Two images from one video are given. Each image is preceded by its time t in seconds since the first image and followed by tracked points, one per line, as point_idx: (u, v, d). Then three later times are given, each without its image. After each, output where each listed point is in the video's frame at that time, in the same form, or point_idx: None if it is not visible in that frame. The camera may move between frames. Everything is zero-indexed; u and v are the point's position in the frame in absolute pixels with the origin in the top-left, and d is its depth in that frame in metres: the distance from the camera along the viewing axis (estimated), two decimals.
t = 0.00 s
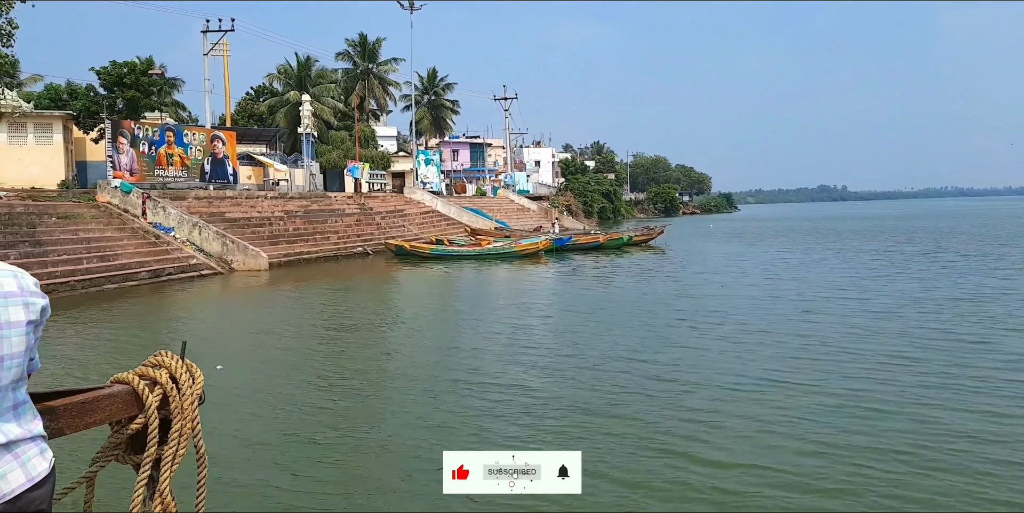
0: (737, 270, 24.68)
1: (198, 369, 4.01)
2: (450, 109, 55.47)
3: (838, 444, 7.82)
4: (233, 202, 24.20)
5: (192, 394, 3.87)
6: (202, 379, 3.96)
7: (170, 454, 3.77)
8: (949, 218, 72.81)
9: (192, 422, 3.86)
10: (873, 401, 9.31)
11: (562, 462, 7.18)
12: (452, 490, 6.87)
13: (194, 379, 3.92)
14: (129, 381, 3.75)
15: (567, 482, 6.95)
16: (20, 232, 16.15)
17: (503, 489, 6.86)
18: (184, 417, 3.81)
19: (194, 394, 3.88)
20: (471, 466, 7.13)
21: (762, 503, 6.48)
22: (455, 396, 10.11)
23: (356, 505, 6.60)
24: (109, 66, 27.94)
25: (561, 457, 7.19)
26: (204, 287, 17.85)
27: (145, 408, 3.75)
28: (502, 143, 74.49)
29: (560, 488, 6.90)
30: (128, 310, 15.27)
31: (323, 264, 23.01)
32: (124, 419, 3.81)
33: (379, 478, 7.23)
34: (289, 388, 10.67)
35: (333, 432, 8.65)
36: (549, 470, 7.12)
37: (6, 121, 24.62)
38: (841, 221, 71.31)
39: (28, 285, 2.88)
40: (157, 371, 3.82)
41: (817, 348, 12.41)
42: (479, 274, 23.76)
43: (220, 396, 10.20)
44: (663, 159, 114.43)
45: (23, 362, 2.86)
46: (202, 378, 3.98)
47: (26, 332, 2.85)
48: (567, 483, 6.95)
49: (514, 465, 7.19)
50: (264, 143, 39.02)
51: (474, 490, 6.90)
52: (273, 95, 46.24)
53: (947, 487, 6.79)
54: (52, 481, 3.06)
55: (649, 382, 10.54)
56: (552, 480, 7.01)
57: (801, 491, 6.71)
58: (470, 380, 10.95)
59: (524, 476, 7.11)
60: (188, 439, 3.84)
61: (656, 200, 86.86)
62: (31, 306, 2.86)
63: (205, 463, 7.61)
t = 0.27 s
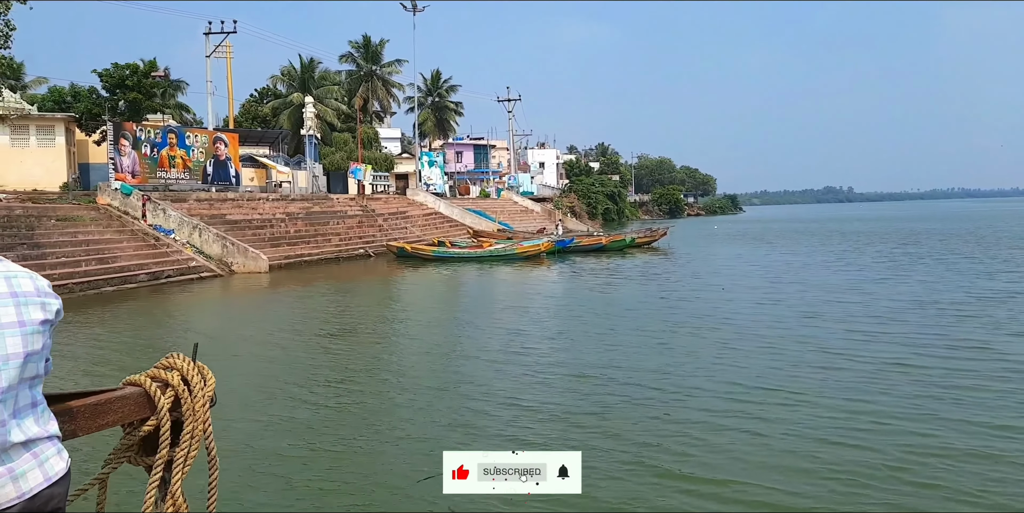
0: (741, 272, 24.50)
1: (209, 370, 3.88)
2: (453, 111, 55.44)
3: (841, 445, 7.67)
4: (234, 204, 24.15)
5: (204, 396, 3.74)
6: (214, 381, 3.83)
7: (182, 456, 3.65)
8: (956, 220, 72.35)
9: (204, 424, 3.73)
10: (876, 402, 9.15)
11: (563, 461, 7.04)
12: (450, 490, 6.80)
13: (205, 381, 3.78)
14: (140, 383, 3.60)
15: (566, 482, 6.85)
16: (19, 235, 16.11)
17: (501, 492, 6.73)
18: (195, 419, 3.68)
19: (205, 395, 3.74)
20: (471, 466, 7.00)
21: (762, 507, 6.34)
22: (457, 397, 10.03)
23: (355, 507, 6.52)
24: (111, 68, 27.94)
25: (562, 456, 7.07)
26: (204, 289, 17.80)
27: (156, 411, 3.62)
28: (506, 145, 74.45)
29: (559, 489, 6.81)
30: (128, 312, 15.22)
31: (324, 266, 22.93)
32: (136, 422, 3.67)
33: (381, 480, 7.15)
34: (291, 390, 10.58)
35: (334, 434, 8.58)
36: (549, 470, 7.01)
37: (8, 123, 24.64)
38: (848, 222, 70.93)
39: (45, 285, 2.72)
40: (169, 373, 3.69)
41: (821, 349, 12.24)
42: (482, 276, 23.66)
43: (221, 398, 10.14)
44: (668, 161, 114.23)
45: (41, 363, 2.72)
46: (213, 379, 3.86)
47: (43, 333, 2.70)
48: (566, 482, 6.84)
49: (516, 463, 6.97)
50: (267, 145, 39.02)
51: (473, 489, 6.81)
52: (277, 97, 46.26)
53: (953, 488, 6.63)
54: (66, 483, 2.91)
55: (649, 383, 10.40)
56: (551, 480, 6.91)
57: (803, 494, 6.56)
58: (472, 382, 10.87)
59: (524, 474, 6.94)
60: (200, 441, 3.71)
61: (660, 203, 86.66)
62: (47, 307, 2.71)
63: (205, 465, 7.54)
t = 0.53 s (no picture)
0: (744, 275, 24.37)
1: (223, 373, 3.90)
2: (457, 113, 55.38)
3: (841, 451, 7.56)
4: (236, 207, 24.14)
5: (217, 398, 3.76)
6: (227, 384, 3.86)
7: (196, 458, 3.69)
8: (963, 222, 71.91)
9: (218, 427, 3.76)
10: (877, 407, 9.03)
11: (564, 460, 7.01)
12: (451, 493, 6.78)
13: (219, 385, 3.82)
14: (155, 385, 3.63)
15: (567, 483, 6.84)
16: (18, 238, 16.09)
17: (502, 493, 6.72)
18: (210, 422, 3.71)
19: (219, 398, 3.77)
20: (471, 466, 6.96)
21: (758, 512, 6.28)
22: (459, 399, 10.01)
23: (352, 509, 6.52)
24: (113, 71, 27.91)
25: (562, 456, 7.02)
26: (205, 292, 17.79)
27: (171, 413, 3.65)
28: (510, 147, 74.37)
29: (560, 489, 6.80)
30: (129, 315, 15.22)
31: (326, 269, 22.90)
32: (151, 424, 3.70)
33: (382, 484, 7.08)
34: (291, 393, 10.49)
35: (335, 437, 8.51)
36: (549, 470, 6.98)
37: (11, 126, 24.67)
38: (854, 225, 70.55)
39: (65, 290, 2.75)
40: (184, 376, 3.71)
41: (822, 353, 12.15)
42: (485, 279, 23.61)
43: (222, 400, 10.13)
44: (674, 163, 113.94)
45: (61, 366, 2.75)
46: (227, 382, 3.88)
47: (63, 336, 2.72)
48: (567, 483, 6.83)
49: (516, 460, 6.87)
50: (270, 147, 39.04)
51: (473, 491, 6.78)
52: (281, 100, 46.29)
53: (953, 497, 6.53)
54: (89, 483, 2.93)
55: (647, 387, 10.33)
56: (552, 480, 6.89)
57: (800, 501, 6.47)
58: (474, 384, 10.85)
59: (525, 472, 6.86)
60: (214, 443, 3.75)
61: (666, 205, 86.43)
62: (66, 310, 2.73)
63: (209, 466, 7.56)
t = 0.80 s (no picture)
0: (749, 279, 24.19)
1: (240, 374, 3.69)
2: (462, 116, 55.33)
3: (845, 454, 7.44)
4: (239, 210, 24.10)
5: (232, 401, 3.55)
6: (244, 386, 3.63)
7: (210, 461, 3.53)
8: (972, 225, 71.27)
9: (234, 430, 3.57)
10: (881, 410, 8.89)
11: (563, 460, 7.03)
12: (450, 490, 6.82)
13: (235, 386, 3.61)
14: (170, 387, 3.50)
15: (567, 483, 6.82)
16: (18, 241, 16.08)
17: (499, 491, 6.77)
18: (224, 425, 3.52)
19: (234, 401, 3.56)
20: (471, 466, 7.03)
21: None
22: (463, 402, 9.94)
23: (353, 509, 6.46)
24: (117, 74, 27.98)
25: (562, 456, 7.04)
26: (206, 295, 17.75)
27: (185, 415, 3.49)
28: (516, 151, 74.36)
29: (560, 489, 6.79)
30: (132, 318, 15.20)
31: (328, 272, 22.83)
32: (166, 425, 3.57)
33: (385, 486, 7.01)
34: (292, 396, 10.43)
35: (338, 440, 8.45)
36: (550, 469, 6.99)
37: (15, 130, 24.76)
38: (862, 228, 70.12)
39: (83, 291, 2.74)
40: (198, 378, 3.53)
41: (826, 356, 11.96)
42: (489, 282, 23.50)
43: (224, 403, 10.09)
44: (681, 167, 113.72)
45: (80, 368, 2.73)
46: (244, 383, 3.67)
47: (80, 338, 2.71)
48: (567, 483, 6.81)
49: (516, 461, 7.01)
50: (275, 151, 39.08)
51: (472, 490, 6.81)
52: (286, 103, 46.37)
53: (959, 501, 6.40)
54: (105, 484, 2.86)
55: (647, 390, 10.19)
56: (552, 480, 6.89)
57: (799, 505, 6.34)
58: (479, 387, 10.78)
59: (524, 473, 6.98)
60: (229, 446, 3.57)
61: (672, 208, 86.15)
62: (84, 312, 2.74)
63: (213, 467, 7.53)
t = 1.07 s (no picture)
0: (754, 282, 23.99)
1: (253, 376, 3.79)
2: (468, 118, 55.21)
3: (845, 456, 7.37)
4: (241, 212, 24.05)
5: (246, 403, 3.66)
6: (257, 387, 3.75)
7: (223, 462, 3.63)
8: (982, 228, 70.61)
9: (247, 431, 3.68)
10: (883, 414, 8.81)
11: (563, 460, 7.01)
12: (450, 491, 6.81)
13: (247, 388, 3.72)
14: (184, 389, 3.61)
15: (566, 483, 6.82)
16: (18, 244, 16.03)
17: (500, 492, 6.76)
18: (237, 426, 3.63)
19: (247, 402, 3.67)
20: (471, 466, 7.01)
21: None
22: (466, 405, 9.89)
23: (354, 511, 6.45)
24: (121, 77, 27.99)
25: (562, 456, 7.01)
26: (208, 298, 17.70)
27: (199, 417, 3.59)
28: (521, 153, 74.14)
29: (560, 489, 6.80)
30: (135, 321, 15.18)
31: (330, 275, 22.75)
32: (181, 427, 3.68)
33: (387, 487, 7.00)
34: (294, 398, 10.38)
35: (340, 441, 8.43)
36: (550, 469, 6.98)
37: (19, 132, 24.79)
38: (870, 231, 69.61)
39: (99, 296, 2.84)
40: (212, 380, 3.64)
41: (828, 361, 11.84)
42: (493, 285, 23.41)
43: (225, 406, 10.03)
44: (688, 169, 113.22)
45: (96, 372, 2.81)
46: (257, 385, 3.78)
47: (96, 341, 2.80)
48: (567, 483, 6.82)
49: (515, 461, 6.98)
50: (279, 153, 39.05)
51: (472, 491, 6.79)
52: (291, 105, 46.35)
53: (959, 505, 6.33)
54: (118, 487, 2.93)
55: (646, 394, 10.11)
56: (552, 480, 6.89)
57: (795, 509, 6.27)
58: (482, 389, 10.72)
59: (524, 472, 6.95)
60: (242, 447, 3.68)
61: (679, 210, 85.82)
62: (101, 315, 2.83)
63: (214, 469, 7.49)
